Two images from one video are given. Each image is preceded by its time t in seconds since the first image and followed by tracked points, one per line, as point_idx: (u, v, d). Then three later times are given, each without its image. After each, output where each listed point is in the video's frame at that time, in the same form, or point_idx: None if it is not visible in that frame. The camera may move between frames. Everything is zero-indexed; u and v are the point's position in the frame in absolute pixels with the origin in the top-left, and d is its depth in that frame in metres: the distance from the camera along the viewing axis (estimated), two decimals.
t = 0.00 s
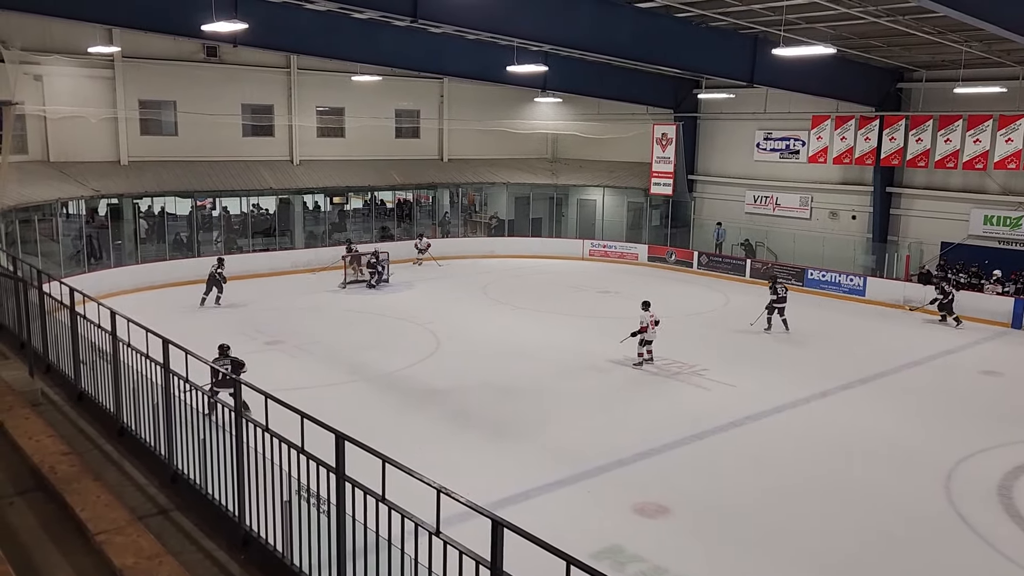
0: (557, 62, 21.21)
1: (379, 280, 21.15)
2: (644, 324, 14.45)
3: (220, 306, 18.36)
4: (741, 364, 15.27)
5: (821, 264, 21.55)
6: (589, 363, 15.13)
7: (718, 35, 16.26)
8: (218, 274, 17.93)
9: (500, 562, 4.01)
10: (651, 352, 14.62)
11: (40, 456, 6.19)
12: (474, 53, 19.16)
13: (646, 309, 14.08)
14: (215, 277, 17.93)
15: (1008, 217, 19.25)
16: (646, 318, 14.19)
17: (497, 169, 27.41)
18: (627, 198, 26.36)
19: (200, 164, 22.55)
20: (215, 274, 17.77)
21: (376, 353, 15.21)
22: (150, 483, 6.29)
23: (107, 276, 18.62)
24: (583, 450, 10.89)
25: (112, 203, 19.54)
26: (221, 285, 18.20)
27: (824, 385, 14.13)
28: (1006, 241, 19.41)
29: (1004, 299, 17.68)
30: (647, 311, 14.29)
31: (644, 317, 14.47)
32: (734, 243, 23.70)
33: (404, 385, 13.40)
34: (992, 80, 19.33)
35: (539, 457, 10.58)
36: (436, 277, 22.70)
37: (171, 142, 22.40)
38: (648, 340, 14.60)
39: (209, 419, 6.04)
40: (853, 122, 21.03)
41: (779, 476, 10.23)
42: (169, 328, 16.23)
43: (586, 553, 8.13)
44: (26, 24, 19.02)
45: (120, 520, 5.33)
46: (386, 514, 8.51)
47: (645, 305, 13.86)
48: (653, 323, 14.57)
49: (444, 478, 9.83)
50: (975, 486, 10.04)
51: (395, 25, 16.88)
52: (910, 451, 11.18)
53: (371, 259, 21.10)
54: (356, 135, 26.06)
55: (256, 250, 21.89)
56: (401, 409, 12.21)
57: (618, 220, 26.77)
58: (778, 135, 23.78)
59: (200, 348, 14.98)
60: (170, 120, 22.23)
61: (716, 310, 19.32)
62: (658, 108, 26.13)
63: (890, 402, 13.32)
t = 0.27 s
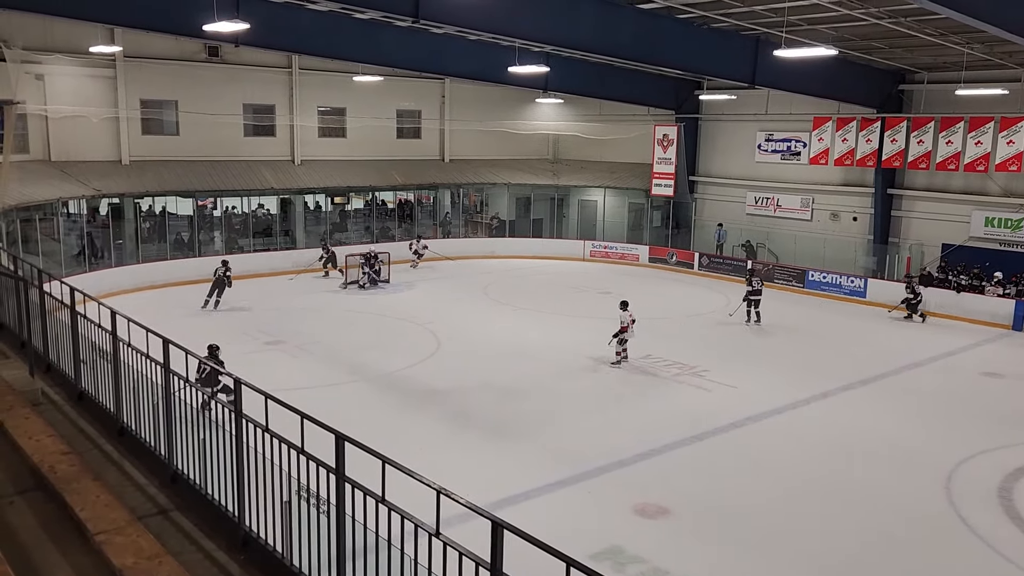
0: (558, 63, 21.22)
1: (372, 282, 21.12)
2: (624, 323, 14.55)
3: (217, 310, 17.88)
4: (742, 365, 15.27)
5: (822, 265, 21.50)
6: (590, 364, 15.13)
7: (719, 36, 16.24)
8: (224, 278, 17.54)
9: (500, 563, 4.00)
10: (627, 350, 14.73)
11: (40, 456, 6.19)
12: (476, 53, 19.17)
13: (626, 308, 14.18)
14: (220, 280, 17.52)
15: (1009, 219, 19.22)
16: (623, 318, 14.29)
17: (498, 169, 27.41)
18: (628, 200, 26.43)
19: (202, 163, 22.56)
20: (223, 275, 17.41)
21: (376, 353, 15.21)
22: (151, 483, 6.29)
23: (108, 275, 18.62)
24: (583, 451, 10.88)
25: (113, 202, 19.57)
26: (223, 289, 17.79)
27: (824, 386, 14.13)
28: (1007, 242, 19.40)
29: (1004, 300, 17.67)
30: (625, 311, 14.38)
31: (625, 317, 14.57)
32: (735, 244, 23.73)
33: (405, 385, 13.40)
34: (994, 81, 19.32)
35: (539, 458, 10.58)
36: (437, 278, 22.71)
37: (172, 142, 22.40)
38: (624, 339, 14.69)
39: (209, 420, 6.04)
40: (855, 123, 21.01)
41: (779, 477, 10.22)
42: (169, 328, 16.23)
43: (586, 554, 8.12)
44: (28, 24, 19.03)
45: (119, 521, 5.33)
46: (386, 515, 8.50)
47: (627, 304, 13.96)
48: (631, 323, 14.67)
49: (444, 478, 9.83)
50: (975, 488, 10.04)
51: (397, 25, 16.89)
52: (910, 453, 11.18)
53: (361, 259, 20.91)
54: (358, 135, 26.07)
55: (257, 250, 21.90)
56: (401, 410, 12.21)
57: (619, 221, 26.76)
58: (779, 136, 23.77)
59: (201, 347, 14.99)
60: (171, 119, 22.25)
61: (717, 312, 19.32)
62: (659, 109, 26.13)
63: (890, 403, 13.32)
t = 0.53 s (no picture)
0: (559, 64, 21.22)
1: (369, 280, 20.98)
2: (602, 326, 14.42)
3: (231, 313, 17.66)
4: (741, 367, 15.25)
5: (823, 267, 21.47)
6: (590, 365, 15.12)
7: (720, 37, 16.24)
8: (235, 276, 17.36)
9: (500, 564, 3.98)
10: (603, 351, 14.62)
11: (39, 456, 6.18)
12: (476, 54, 19.16)
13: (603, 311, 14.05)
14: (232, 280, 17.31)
15: (1009, 221, 19.24)
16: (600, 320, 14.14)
17: (499, 170, 27.39)
18: (628, 200, 26.51)
19: (202, 163, 22.55)
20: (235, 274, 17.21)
21: (376, 354, 15.19)
22: (150, 483, 6.27)
23: (107, 275, 18.61)
24: (583, 452, 10.86)
25: (113, 202, 19.58)
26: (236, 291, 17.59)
27: (825, 388, 14.11)
28: (1007, 244, 19.41)
29: (1005, 303, 17.66)
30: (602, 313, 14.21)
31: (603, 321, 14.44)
32: (736, 246, 23.67)
33: (404, 386, 13.37)
34: (994, 83, 19.31)
35: (539, 459, 10.57)
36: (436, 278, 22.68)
37: (172, 142, 22.38)
38: (600, 341, 14.58)
39: (208, 421, 6.02)
40: (855, 125, 21.07)
41: (779, 479, 10.20)
42: (169, 328, 16.21)
43: (585, 556, 8.10)
44: (29, 23, 19.02)
45: (117, 521, 5.32)
46: (385, 516, 8.49)
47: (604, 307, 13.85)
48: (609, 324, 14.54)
49: (443, 479, 9.81)
50: (975, 490, 10.03)
51: (397, 25, 16.88)
52: (910, 454, 11.18)
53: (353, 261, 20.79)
54: (358, 135, 26.06)
55: (257, 250, 21.90)
56: (401, 410, 12.19)
57: (620, 222, 26.74)
58: (780, 138, 23.75)
59: (200, 347, 14.97)
60: (171, 119, 22.25)
61: (717, 313, 19.30)
62: (660, 110, 26.12)
63: (890, 405, 13.30)
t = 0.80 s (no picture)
0: (560, 64, 21.20)
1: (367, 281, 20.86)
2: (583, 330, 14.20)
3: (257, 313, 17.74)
4: (742, 368, 15.23)
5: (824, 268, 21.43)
6: (590, 366, 15.10)
7: (722, 38, 16.23)
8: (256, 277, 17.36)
9: (500, 566, 3.97)
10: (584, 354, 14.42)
11: (39, 456, 6.17)
12: (477, 54, 19.15)
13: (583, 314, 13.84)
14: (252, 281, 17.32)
15: (1011, 222, 19.23)
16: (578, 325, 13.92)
17: (500, 171, 27.38)
18: (630, 201, 26.47)
19: (203, 163, 22.55)
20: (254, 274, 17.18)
21: (377, 354, 15.18)
22: (149, 484, 6.26)
23: (108, 275, 18.61)
24: (583, 453, 10.85)
25: (114, 202, 19.60)
26: (259, 291, 17.60)
27: (826, 390, 14.09)
28: (1009, 246, 19.39)
29: (1006, 304, 17.63)
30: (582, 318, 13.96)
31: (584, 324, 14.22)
32: (737, 247, 23.45)
33: (405, 387, 13.35)
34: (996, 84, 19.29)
35: (540, 460, 10.56)
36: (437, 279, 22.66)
37: (174, 142, 22.39)
38: (581, 345, 14.38)
39: (208, 422, 6.01)
40: (857, 126, 21.22)
41: (780, 480, 10.19)
42: (169, 328, 16.20)
43: (585, 557, 8.09)
44: (30, 23, 19.03)
45: (116, 522, 5.31)
46: (384, 518, 8.47)
47: (583, 310, 13.65)
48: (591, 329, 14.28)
49: (443, 480, 9.80)
50: (977, 492, 10.01)
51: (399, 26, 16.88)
52: (911, 456, 11.16)
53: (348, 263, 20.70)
54: (359, 136, 26.05)
55: (258, 251, 21.90)
56: (401, 411, 12.18)
57: (621, 223, 26.71)
58: (781, 139, 23.72)
59: (200, 348, 14.96)
60: (173, 119, 22.25)
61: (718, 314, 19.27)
62: (661, 111, 26.11)
63: (891, 407, 13.28)
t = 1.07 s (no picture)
0: (563, 64, 21.19)
1: (367, 281, 20.77)
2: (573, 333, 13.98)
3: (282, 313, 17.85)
4: (745, 367, 15.21)
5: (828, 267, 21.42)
6: (593, 365, 15.10)
7: (725, 37, 16.20)
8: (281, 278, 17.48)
9: (501, 566, 3.98)
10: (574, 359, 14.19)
11: (41, 456, 6.18)
12: (480, 54, 19.15)
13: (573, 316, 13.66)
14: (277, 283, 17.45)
15: (1015, 221, 19.17)
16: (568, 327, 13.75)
17: (503, 171, 27.38)
18: (632, 200, 26.55)
19: (206, 163, 22.59)
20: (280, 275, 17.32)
21: (379, 354, 15.19)
22: (151, 484, 6.27)
23: (112, 275, 18.64)
24: (586, 453, 10.84)
25: (118, 202, 19.64)
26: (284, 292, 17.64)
27: (829, 389, 14.06)
28: (1013, 245, 19.32)
29: (1011, 303, 17.58)
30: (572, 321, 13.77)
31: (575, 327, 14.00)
32: (740, 245, 23.42)
33: (407, 386, 13.36)
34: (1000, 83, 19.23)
35: (542, 459, 10.56)
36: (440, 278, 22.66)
37: (177, 142, 22.43)
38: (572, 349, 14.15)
39: (211, 421, 6.01)
40: (861, 125, 21.21)
41: (783, 481, 10.17)
42: (172, 327, 16.22)
43: (587, 557, 8.08)
44: (35, 24, 19.08)
45: (118, 522, 5.32)
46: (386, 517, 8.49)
47: (571, 313, 13.47)
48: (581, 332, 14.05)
49: (445, 479, 9.80)
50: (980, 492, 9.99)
51: (402, 26, 16.89)
52: (915, 456, 11.13)
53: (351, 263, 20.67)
54: (362, 136, 26.06)
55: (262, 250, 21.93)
56: (404, 410, 12.19)
57: (624, 222, 26.69)
58: (785, 138, 23.64)
59: (204, 348, 14.98)
60: (176, 119, 22.29)
61: (721, 314, 19.24)
62: (664, 110, 26.07)
63: (895, 407, 13.25)
